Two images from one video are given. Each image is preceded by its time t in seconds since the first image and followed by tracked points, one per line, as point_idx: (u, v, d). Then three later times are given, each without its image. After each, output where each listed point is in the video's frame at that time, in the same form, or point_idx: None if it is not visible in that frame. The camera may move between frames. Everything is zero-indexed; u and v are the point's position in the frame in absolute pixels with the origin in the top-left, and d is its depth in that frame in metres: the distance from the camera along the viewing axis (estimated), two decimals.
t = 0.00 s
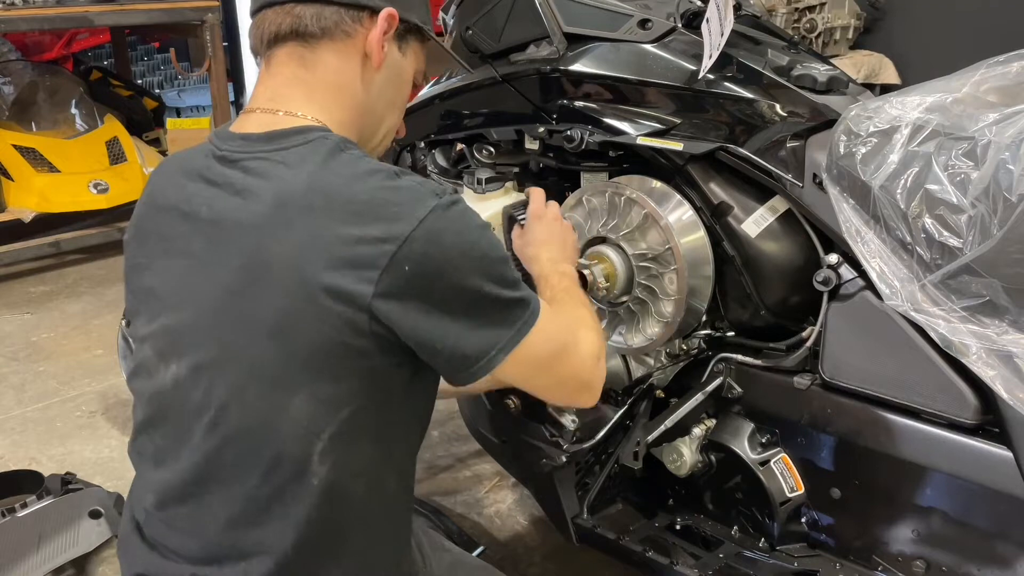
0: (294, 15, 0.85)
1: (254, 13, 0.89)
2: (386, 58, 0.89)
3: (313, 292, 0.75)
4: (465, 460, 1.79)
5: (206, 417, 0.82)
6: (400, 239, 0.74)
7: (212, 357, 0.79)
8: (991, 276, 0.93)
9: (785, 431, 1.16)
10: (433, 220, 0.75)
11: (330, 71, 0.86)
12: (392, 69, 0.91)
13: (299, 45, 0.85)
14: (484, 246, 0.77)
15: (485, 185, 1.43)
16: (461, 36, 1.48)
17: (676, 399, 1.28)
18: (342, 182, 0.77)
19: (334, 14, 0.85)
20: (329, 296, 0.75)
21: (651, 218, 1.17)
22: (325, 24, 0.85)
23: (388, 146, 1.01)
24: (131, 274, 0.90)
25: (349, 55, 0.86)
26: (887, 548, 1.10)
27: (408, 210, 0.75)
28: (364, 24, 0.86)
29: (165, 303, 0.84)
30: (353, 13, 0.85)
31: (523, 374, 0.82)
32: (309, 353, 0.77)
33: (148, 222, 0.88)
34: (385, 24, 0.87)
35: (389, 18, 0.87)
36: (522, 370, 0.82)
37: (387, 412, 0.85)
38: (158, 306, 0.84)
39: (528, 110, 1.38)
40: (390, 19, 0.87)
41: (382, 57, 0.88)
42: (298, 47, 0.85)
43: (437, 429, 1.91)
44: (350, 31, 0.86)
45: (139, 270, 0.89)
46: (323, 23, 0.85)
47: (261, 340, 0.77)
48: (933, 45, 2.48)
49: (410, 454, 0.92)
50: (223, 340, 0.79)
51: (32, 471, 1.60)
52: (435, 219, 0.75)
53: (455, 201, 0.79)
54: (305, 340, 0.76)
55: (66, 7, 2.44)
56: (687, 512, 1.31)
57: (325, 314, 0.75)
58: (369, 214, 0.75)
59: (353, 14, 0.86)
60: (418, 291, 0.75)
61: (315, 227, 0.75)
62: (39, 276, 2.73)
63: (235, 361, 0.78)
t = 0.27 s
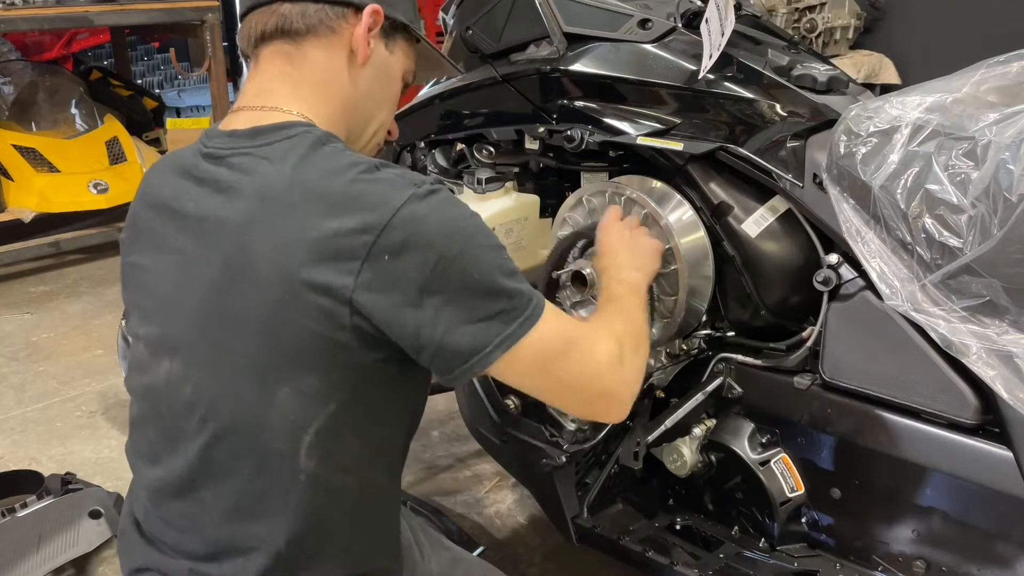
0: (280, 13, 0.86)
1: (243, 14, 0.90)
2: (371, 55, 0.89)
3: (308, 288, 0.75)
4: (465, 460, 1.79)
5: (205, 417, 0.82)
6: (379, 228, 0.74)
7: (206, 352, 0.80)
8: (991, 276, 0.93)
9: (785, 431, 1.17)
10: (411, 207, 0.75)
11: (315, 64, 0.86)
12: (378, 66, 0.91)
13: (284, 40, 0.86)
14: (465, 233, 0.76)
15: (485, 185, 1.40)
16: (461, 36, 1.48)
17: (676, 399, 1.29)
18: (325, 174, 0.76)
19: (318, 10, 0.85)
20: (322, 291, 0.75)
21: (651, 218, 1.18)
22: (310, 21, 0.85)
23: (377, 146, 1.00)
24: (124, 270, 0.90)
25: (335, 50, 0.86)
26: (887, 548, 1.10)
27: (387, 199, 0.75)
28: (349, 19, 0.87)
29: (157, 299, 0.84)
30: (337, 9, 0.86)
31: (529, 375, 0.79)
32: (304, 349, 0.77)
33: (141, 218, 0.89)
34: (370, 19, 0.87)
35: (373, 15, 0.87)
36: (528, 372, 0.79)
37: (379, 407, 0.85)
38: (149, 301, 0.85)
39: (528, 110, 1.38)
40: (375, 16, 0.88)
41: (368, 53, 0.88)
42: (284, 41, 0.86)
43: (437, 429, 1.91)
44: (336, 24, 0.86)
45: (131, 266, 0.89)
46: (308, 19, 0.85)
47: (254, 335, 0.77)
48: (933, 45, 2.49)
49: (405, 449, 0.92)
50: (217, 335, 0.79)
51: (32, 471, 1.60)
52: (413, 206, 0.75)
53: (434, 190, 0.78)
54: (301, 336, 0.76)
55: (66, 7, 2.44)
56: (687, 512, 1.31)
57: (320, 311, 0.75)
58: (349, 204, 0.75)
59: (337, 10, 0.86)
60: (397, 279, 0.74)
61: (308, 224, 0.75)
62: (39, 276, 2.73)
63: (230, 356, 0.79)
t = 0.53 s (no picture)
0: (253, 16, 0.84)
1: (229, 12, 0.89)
2: (355, 43, 0.85)
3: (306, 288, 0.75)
4: (465, 460, 1.79)
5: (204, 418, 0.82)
6: (364, 257, 0.73)
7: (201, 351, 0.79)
8: (991, 276, 0.93)
9: (785, 431, 1.17)
10: (401, 241, 0.74)
11: (292, 65, 0.84)
12: (368, 51, 0.87)
13: (261, 40, 0.84)
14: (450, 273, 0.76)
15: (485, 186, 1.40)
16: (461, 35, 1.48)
17: (676, 398, 1.27)
18: (319, 191, 0.76)
19: (289, 9, 0.82)
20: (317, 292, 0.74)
21: (651, 218, 1.19)
22: (282, 22, 0.83)
23: (390, 124, 0.97)
24: (114, 266, 0.90)
25: (310, 48, 0.83)
26: (887, 548, 1.10)
27: (377, 227, 0.74)
28: (322, 13, 0.83)
29: (149, 297, 0.83)
30: (306, 5, 0.82)
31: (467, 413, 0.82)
32: (301, 348, 0.77)
33: (132, 215, 0.88)
34: (344, 11, 0.83)
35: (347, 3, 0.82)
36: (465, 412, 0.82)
37: (371, 409, 0.85)
38: (139, 300, 0.84)
39: (528, 110, 1.38)
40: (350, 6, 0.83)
41: (346, 45, 0.84)
42: (261, 41, 0.84)
43: (436, 429, 1.91)
44: (308, 22, 0.83)
45: (123, 261, 0.88)
46: (279, 20, 0.83)
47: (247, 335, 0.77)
48: (933, 46, 2.48)
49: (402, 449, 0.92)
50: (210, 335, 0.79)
51: (32, 471, 1.60)
52: (403, 240, 0.74)
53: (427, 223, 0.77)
54: (298, 335, 0.76)
55: (66, 7, 2.45)
56: (688, 512, 1.31)
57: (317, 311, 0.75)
58: (340, 227, 0.74)
59: (308, 6, 0.82)
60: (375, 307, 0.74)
61: (307, 223, 0.75)
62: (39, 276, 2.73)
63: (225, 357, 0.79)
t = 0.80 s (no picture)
0: (215, 31, 0.82)
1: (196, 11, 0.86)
2: (320, 66, 0.82)
3: (289, 290, 0.75)
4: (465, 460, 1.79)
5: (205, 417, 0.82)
6: (316, 295, 0.74)
7: (176, 353, 0.79)
8: (991, 276, 0.93)
9: (785, 431, 1.17)
10: (354, 282, 0.75)
11: (258, 86, 0.82)
12: (335, 73, 0.83)
13: (227, 59, 0.82)
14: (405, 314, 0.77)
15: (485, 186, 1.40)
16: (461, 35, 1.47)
17: (676, 398, 1.27)
18: (284, 224, 0.77)
19: (248, 33, 0.80)
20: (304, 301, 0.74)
21: (651, 218, 1.18)
22: (244, 47, 0.80)
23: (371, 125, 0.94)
24: (95, 254, 0.91)
25: (275, 72, 0.82)
26: (887, 548, 1.10)
27: (335, 266, 0.75)
28: (284, 37, 0.80)
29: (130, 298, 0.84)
30: (267, 30, 0.79)
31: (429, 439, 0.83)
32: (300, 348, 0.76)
33: (104, 212, 0.89)
34: (307, 38, 0.79)
35: (308, 31, 0.78)
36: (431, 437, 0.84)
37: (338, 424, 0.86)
38: (120, 299, 0.85)
39: (528, 110, 1.38)
40: (314, 32, 0.79)
41: (308, 71, 0.81)
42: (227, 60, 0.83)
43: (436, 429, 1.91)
44: (270, 47, 0.80)
45: (103, 255, 0.89)
46: (239, 41, 0.80)
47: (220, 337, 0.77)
48: (934, 46, 2.48)
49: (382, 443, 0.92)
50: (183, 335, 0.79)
51: (32, 471, 1.60)
52: (358, 282, 0.75)
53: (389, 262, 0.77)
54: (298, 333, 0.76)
55: (66, 7, 2.45)
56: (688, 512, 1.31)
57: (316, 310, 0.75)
58: (297, 263, 0.75)
59: (267, 31, 0.79)
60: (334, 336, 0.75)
61: (263, 255, 0.76)
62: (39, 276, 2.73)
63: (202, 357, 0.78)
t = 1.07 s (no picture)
0: (252, 41, 0.81)
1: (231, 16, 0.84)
2: (359, 83, 0.81)
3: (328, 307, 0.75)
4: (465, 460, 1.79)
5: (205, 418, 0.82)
6: (357, 318, 0.75)
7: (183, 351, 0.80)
8: (991, 276, 0.93)
9: (785, 431, 1.17)
10: (395, 306, 0.76)
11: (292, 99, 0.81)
12: (373, 89, 0.82)
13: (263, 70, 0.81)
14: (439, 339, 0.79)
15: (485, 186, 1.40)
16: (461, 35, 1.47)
17: (676, 398, 1.27)
18: (326, 244, 0.77)
19: (288, 47, 0.78)
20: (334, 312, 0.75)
21: (651, 219, 1.17)
22: (282, 61, 0.79)
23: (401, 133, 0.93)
24: (107, 248, 0.92)
25: (312, 86, 0.81)
26: (887, 548, 1.10)
27: (374, 289, 0.76)
28: (325, 54, 0.79)
29: (139, 294, 0.85)
30: (307, 46, 0.78)
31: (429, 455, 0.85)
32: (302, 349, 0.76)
33: (126, 212, 0.89)
34: (347, 56, 0.78)
35: (350, 50, 0.77)
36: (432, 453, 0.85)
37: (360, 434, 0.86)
38: (129, 295, 0.86)
39: (528, 110, 1.38)
40: (355, 50, 0.78)
41: (347, 87, 0.80)
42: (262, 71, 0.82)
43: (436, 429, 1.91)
44: (310, 63, 0.79)
45: (114, 250, 0.90)
46: (278, 55, 0.79)
47: (226, 335, 0.77)
48: (933, 46, 2.48)
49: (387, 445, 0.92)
50: (190, 334, 0.79)
51: (32, 471, 1.60)
52: (398, 306, 0.76)
53: (426, 287, 0.79)
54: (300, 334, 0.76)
55: (66, 7, 2.45)
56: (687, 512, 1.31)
57: (317, 311, 0.75)
58: (336, 283, 0.76)
59: (308, 48, 0.78)
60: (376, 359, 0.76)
61: (304, 272, 0.76)
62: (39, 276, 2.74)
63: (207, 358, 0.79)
